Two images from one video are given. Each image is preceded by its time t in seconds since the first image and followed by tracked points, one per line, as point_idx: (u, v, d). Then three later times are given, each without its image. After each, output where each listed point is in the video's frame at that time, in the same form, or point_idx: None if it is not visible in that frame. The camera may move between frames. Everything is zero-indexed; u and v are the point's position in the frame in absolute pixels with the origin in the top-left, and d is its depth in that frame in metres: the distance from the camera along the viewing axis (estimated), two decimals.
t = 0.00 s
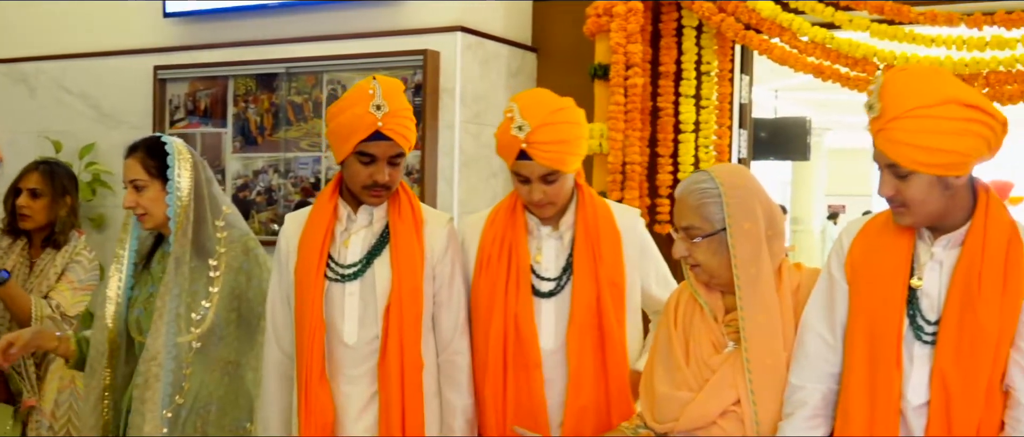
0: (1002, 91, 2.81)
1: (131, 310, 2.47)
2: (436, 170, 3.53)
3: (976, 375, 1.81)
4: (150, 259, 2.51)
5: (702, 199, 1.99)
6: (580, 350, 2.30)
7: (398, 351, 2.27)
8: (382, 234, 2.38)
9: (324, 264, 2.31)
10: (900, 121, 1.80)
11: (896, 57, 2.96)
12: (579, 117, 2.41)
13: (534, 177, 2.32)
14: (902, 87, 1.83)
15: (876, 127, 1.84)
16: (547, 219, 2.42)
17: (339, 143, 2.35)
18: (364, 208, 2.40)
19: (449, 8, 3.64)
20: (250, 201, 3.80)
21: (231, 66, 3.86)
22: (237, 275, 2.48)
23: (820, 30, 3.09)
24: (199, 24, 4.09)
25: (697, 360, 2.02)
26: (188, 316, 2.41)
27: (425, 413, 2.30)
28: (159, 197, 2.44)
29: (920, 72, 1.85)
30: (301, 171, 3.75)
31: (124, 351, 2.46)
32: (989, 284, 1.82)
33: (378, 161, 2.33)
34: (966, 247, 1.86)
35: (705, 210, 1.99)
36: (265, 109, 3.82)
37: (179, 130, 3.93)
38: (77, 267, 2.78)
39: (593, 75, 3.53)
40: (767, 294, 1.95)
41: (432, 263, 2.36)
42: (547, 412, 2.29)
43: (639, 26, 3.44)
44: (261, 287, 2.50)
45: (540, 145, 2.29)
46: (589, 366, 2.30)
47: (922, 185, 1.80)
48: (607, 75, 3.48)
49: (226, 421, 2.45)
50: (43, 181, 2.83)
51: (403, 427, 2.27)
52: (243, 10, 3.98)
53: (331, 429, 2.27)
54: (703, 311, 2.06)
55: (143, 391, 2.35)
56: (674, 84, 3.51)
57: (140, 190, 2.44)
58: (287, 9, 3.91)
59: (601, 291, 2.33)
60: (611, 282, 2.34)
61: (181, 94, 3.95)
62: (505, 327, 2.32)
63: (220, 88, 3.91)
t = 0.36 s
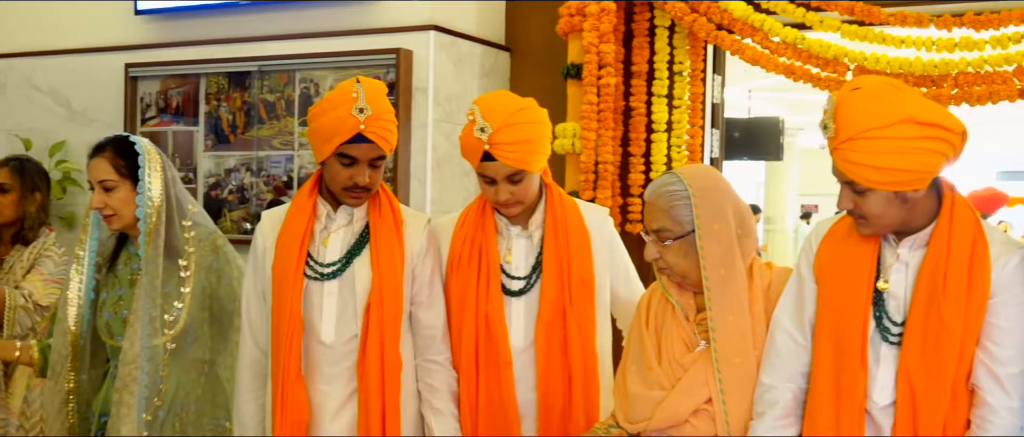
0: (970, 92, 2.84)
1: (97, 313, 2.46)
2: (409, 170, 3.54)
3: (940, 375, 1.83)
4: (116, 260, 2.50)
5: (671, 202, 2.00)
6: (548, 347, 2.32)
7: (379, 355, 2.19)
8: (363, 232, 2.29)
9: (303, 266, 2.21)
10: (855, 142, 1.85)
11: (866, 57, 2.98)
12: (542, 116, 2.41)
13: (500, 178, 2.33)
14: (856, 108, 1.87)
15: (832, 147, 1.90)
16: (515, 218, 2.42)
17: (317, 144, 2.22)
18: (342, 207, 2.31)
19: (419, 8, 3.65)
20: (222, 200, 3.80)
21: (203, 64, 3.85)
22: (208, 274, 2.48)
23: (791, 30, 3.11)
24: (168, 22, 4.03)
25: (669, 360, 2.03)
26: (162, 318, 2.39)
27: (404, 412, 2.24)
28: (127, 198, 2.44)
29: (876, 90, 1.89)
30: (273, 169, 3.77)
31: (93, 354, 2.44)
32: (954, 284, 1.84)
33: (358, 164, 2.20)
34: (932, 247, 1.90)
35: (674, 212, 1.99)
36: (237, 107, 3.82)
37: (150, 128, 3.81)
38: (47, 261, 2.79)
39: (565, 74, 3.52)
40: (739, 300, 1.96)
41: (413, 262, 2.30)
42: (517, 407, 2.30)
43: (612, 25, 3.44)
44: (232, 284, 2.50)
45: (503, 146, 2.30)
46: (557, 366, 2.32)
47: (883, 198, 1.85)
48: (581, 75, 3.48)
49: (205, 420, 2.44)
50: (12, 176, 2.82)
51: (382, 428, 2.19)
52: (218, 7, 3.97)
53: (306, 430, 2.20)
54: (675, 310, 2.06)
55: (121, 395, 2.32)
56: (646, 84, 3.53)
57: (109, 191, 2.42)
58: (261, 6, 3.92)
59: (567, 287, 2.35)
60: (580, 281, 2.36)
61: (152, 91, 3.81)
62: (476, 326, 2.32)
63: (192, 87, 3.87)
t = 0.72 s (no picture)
0: (941, 92, 2.88)
1: (71, 315, 2.44)
2: (383, 170, 3.54)
3: (911, 375, 1.85)
4: (88, 260, 2.50)
5: (644, 201, 2.00)
6: (525, 344, 2.32)
7: (357, 351, 2.13)
8: (341, 232, 2.22)
9: (281, 263, 2.14)
10: (825, 149, 1.86)
11: (839, 58, 3.01)
12: (524, 114, 2.41)
13: (483, 174, 2.31)
14: (829, 113, 1.88)
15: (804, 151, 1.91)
16: (495, 215, 2.41)
17: (296, 143, 2.17)
18: (320, 205, 2.24)
19: (393, 8, 3.65)
20: (196, 199, 3.78)
21: (177, 63, 3.84)
22: (182, 273, 2.47)
23: (764, 31, 3.13)
24: (141, 20, 4.06)
25: (642, 358, 2.03)
26: (139, 318, 2.37)
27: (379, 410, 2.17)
28: (104, 199, 2.43)
29: (851, 97, 1.88)
30: (247, 168, 3.74)
31: (68, 355, 2.43)
32: (925, 284, 1.85)
33: (336, 163, 2.16)
34: (902, 247, 1.91)
35: (646, 212, 2.00)
36: (211, 105, 3.79)
37: (123, 126, 3.91)
38: (20, 255, 2.77)
39: (540, 74, 3.53)
40: (711, 299, 1.97)
41: (391, 260, 2.23)
42: (495, 406, 2.29)
43: (587, 25, 3.46)
44: (208, 283, 2.49)
45: (485, 141, 2.29)
46: (533, 365, 2.32)
47: (849, 205, 1.87)
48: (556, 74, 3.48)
49: (183, 420, 2.44)
50: None
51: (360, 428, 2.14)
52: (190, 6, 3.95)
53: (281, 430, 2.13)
54: (647, 310, 2.07)
55: (102, 396, 2.31)
56: (621, 83, 3.53)
57: (86, 191, 2.42)
58: (234, 5, 3.90)
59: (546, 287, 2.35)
60: (560, 280, 2.36)
61: (125, 90, 3.92)
62: (456, 323, 2.30)
63: (165, 85, 3.88)
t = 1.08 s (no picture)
0: (910, 91, 2.90)
1: (43, 316, 2.41)
2: (356, 169, 3.56)
3: (881, 374, 1.86)
4: (56, 261, 2.47)
5: (615, 201, 2.01)
6: (514, 343, 2.33)
7: (331, 351, 2.11)
8: (315, 232, 2.20)
9: (255, 262, 2.12)
10: (794, 142, 1.87)
11: (809, 57, 3.03)
12: (516, 112, 2.41)
13: (475, 170, 2.31)
14: (804, 107, 1.88)
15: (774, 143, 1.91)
16: (488, 211, 2.41)
17: (271, 143, 2.16)
18: (295, 205, 2.21)
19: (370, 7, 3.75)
20: (167, 199, 3.58)
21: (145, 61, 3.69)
22: (156, 271, 2.46)
23: (735, 31, 3.15)
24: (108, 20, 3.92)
25: (616, 357, 2.03)
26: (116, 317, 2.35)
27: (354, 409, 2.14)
28: (88, 196, 2.41)
29: (826, 95, 1.89)
30: (219, 169, 3.62)
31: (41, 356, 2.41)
32: (895, 283, 1.86)
33: (311, 163, 2.14)
34: (872, 245, 1.91)
35: (617, 212, 2.01)
36: (182, 105, 3.65)
37: (95, 126, 3.55)
38: None
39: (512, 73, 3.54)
40: (683, 296, 1.97)
41: (365, 261, 2.21)
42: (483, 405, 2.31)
43: (559, 25, 3.46)
44: (182, 280, 2.49)
45: (479, 137, 2.29)
46: (522, 362, 2.33)
47: (811, 200, 1.88)
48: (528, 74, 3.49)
49: (161, 421, 2.41)
50: None
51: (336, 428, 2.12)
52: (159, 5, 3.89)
53: (257, 431, 2.09)
54: (621, 309, 2.07)
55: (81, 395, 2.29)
56: (593, 83, 3.54)
57: (71, 187, 2.39)
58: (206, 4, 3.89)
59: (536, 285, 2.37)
60: (550, 280, 2.36)
61: (96, 89, 3.57)
62: (446, 320, 2.32)
63: (136, 84, 3.68)
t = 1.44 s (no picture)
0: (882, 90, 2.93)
1: (26, 311, 2.38)
2: (332, 167, 3.54)
3: (855, 371, 1.86)
4: (41, 257, 2.44)
5: (591, 199, 2.01)
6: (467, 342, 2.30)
7: (306, 351, 2.11)
8: (290, 231, 2.19)
9: (229, 262, 2.11)
10: (770, 133, 1.88)
11: (782, 56, 3.05)
12: (509, 113, 2.42)
13: (465, 169, 2.32)
14: (780, 99, 1.89)
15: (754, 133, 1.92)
16: (472, 216, 2.42)
17: (246, 142, 2.15)
18: (270, 204, 2.21)
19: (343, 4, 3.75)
20: (141, 199, 3.57)
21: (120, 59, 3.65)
22: (141, 268, 2.44)
23: (710, 30, 3.16)
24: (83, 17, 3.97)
25: (593, 355, 2.02)
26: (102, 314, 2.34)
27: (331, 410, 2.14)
28: (79, 192, 2.39)
29: (803, 88, 1.89)
30: (192, 167, 3.63)
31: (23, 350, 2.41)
32: (869, 281, 1.87)
33: (286, 162, 2.14)
34: (847, 243, 1.92)
35: (592, 211, 2.01)
36: (156, 104, 3.64)
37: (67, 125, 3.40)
38: None
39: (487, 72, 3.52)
40: (658, 293, 1.97)
41: (341, 262, 2.20)
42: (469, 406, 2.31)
43: (534, 24, 3.47)
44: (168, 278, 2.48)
45: (471, 136, 2.29)
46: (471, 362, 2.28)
47: (786, 193, 1.89)
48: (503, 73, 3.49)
49: (144, 420, 2.42)
50: None
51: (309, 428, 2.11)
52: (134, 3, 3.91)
53: (233, 431, 2.09)
54: (598, 307, 2.06)
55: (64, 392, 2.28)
56: (569, 82, 3.54)
57: (60, 183, 2.37)
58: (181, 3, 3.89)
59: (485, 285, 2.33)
60: (506, 278, 2.33)
61: (69, 88, 3.41)
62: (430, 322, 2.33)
63: (109, 82, 3.61)
